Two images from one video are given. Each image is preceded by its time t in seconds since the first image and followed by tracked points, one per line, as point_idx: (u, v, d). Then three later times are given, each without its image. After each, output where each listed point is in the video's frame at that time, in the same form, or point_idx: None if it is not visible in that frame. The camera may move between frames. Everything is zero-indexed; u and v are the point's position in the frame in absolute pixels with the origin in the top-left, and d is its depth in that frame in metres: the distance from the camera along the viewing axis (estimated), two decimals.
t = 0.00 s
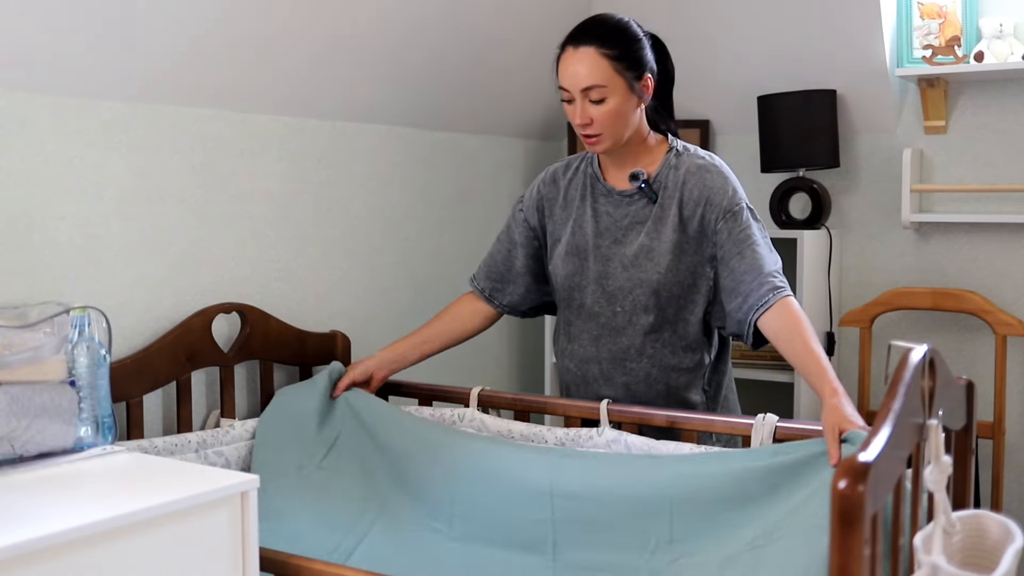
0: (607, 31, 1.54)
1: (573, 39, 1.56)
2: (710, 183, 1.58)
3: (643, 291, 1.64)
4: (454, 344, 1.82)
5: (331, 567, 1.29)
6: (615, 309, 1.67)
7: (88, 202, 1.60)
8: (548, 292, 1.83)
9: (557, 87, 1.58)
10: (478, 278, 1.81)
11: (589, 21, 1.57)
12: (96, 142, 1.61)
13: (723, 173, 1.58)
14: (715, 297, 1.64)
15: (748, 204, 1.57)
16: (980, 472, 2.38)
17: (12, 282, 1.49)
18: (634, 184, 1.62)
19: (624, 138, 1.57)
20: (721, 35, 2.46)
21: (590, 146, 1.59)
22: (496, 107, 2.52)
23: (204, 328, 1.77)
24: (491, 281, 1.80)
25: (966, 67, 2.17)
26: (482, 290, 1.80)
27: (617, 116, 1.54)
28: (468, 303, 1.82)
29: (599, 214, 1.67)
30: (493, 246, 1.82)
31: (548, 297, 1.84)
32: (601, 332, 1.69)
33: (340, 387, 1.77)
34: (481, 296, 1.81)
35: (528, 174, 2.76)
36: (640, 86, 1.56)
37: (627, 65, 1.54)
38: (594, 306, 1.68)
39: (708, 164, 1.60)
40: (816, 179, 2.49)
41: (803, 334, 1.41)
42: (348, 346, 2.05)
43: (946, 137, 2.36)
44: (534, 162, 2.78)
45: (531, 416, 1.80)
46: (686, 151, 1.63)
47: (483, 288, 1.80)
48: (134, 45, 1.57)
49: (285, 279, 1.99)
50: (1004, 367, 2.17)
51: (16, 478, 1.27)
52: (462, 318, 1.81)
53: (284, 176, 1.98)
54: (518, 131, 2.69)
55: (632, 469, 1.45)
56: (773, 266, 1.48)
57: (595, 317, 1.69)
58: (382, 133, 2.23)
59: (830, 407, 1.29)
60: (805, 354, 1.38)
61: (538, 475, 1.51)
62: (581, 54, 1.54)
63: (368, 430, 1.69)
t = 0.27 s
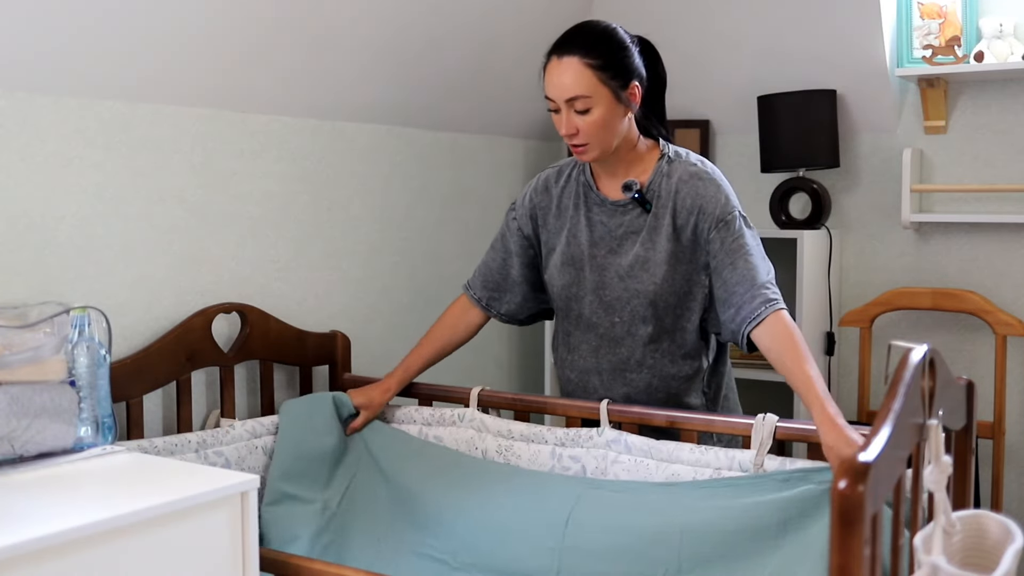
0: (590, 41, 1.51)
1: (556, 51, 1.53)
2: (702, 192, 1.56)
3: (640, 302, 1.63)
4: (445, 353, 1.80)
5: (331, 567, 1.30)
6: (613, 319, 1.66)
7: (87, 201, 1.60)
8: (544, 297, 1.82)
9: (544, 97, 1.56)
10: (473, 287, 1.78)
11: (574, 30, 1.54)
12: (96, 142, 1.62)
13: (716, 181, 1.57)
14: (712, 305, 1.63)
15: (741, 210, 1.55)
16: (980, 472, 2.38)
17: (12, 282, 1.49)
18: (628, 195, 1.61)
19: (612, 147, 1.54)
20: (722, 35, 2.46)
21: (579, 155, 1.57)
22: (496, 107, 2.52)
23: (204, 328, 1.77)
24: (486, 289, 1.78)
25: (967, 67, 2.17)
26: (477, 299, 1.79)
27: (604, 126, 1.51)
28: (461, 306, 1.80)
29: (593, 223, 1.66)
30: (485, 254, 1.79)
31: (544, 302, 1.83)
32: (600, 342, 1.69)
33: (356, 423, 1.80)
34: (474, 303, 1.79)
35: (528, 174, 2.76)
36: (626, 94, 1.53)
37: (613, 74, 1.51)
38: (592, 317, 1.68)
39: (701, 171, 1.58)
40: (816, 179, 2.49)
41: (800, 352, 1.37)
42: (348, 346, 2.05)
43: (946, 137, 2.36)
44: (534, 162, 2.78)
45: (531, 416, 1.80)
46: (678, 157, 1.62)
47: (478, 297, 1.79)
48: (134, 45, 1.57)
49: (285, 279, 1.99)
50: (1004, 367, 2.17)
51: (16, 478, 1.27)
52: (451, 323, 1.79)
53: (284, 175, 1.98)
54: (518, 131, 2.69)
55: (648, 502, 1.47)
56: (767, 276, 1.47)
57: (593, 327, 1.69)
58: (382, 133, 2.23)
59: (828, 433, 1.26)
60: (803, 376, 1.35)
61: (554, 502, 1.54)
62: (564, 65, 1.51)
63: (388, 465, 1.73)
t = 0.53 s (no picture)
0: (577, 54, 1.50)
1: (543, 64, 1.52)
2: (696, 200, 1.55)
3: (638, 312, 1.63)
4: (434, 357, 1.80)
5: (331, 567, 1.30)
6: (611, 330, 1.66)
7: (87, 200, 1.60)
8: (540, 305, 1.82)
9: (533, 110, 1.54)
10: (467, 298, 1.78)
11: (560, 42, 1.53)
12: (96, 142, 1.62)
13: (709, 188, 1.56)
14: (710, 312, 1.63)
15: (735, 217, 1.54)
16: (980, 473, 2.38)
17: (12, 282, 1.49)
18: (621, 206, 1.60)
19: (603, 158, 1.53)
20: (722, 35, 2.46)
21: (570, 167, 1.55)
22: (496, 107, 2.52)
23: (204, 328, 1.77)
24: (480, 299, 1.78)
25: (966, 67, 2.17)
26: (472, 309, 1.78)
27: (594, 138, 1.50)
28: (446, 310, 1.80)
29: (588, 234, 1.65)
30: (478, 264, 1.78)
31: (539, 310, 1.83)
32: (600, 352, 1.69)
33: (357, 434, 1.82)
34: (466, 311, 1.79)
35: (528, 174, 2.76)
36: (615, 105, 1.52)
37: (601, 85, 1.49)
38: (591, 328, 1.68)
39: (693, 178, 1.57)
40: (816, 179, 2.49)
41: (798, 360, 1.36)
42: (348, 347, 2.05)
43: (946, 137, 2.36)
44: (534, 162, 2.78)
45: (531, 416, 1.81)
46: (669, 164, 1.61)
47: (472, 307, 1.78)
48: (134, 45, 1.57)
49: (285, 279, 1.99)
50: (1004, 367, 2.17)
51: (17, 478, 1.27)
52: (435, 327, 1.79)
53: (284, 176, 1.98)
54: (518, 131, 2.69)
55: (656, 513, 1.49)
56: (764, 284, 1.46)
57: (592, 338, 1.69)
58: (382, 133, 2.23)
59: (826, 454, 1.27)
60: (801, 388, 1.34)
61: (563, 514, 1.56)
62: (551, 79, 1.50)
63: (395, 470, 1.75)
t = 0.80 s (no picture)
0: (571, 65, 1.47)
1: (535, 76, 1.49)
2: (691, 210, 1.55)
3: (638, 323, 1.63)
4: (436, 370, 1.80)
5: (331, 566, 1.30)
6: (611, 339, 1.66)
7: (87, 201, 1.60)
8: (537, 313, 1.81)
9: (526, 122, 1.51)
10: (464, 311, 1.76)
11: (553, 53, 1.50)
12: (96, 142, 1.62)
13: (705, 197, 1.56)
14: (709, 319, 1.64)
15: (730, 224, 1.54)
16: (980, 472, 2.38)
17: (12, 282, 1.49)
18: (617, 217, 1.59)
19: (598, 169, 1.51)
20: (722, 35, 2.46)
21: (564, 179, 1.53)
22: (496, 107, 2.52)
23: (204, 328, 1.76)
24: (477, 311, 1.76)
25: (966, 67, 2.17)
26: (469, 321, 1.77)
27: (589, 150, 1.48)
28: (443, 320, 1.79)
29: (585, 244, 1.64)
30: (472, 275, 1.77)
31: (536, 319, 1.82)
32: (601, 363, 1.70)
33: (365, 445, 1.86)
34: (461, 322, 1.77)
35: (528, 174, 2.76)
36: (610, 115, 1.50)
37: (596, 97, 1.47)
38: (591, 339, 1.68)
39: (688, 186, 1.57)
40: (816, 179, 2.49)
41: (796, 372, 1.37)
42: (348, 347, 2.05)
43: (946, 137, 2.36)
44: (534, 162, 2.78)
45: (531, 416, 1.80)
46: (663, 173, 1.60)
47: (471, 319, 1.77)
48: (134, 45, 1.57)
49: (285, 279, 1.98)
50: (1004, 367, 2.17)
51: (17, 478, 1.27)
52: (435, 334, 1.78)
53: (284, 175, 1.98)
54: (518, 131, 2.69)
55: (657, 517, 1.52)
56: (759, 293, 1.46)
57: (593, 348, 1.69)
58: (382, 133, 2.23)
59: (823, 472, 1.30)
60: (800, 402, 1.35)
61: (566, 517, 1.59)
62: (545, 91, 1.47)
63: (400, 482, 1.79)
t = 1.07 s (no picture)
0: (565, 73, 1.46)
1: (529, 84, 1.48)
2: (687, 219, 1.54)
3: (637, 331, 1.63)
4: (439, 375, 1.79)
5: (331, 567, 1.30)
6: (611, 348, 1.67)
7: (87, 201, 1.60)
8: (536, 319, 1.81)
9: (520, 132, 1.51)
10: (462, 319, 1.76)
11: (546, 61, 1.49)
12: (96, 142, 1.62)
13: (701, 206, 1.55)
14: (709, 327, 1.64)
15: (726, 232, 1.53)
16: (980, 473, 2.38)
17: (12, 281, 1.49)
18: (614, 227, 1.59)
19: (593, 178, 1.51)
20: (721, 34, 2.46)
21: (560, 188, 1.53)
22: (496, 107, 2.52)
23: (204, 328, 1.76)
24: (475, 320, 1.76)
25: (966, 67, 2.17)
26: (468, 330, 1.76)
27: (585, 159, 1.48)
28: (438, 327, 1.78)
29: (582, 253, 1.64)
30: (468, 283, 1.77)
31: (534, 326, 1.82)
32: (602, 371, 1.70)
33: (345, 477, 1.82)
34: (456, 330, 1.76)
35: (529, 173, 2.76)
36: (604, 124, 1.49)
37: (590, 106, 1.46)
38: (592, 347, 1.69)
39: (683, 195, 1.56)
40: (816, 179, 2.49)
41: (787, 386, 1.35)
42: (348, 347, 2.05)
43: (947, 137, 2.36)
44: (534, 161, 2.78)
45: (531, 416, 1.80)
46: (659, 180, 1.60)
47: (469, 328, 1.76)
48: (134, 45, 1.57)
49: (285, 279, 1.98)
50: (1004, 367, 2.17)
51: (17, 478, 1.27)
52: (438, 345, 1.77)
53: (284, 175, 1.98)
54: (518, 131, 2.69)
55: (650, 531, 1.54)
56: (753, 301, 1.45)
57: (593, 356, 1.69)
58: (382, 133, 2.23)
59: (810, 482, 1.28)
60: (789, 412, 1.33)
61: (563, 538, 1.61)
62: (539, 100, 1.46)
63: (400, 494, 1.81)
